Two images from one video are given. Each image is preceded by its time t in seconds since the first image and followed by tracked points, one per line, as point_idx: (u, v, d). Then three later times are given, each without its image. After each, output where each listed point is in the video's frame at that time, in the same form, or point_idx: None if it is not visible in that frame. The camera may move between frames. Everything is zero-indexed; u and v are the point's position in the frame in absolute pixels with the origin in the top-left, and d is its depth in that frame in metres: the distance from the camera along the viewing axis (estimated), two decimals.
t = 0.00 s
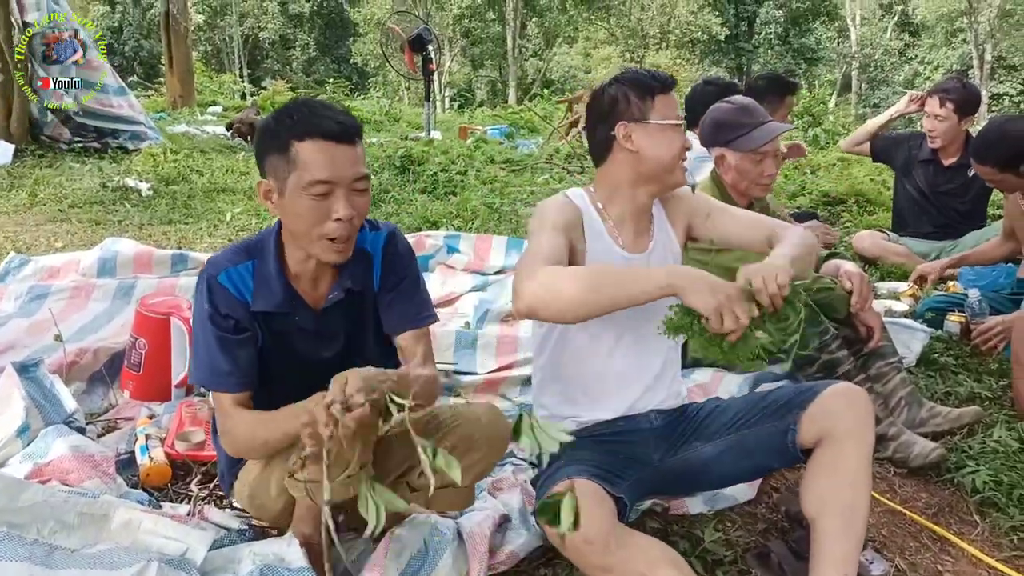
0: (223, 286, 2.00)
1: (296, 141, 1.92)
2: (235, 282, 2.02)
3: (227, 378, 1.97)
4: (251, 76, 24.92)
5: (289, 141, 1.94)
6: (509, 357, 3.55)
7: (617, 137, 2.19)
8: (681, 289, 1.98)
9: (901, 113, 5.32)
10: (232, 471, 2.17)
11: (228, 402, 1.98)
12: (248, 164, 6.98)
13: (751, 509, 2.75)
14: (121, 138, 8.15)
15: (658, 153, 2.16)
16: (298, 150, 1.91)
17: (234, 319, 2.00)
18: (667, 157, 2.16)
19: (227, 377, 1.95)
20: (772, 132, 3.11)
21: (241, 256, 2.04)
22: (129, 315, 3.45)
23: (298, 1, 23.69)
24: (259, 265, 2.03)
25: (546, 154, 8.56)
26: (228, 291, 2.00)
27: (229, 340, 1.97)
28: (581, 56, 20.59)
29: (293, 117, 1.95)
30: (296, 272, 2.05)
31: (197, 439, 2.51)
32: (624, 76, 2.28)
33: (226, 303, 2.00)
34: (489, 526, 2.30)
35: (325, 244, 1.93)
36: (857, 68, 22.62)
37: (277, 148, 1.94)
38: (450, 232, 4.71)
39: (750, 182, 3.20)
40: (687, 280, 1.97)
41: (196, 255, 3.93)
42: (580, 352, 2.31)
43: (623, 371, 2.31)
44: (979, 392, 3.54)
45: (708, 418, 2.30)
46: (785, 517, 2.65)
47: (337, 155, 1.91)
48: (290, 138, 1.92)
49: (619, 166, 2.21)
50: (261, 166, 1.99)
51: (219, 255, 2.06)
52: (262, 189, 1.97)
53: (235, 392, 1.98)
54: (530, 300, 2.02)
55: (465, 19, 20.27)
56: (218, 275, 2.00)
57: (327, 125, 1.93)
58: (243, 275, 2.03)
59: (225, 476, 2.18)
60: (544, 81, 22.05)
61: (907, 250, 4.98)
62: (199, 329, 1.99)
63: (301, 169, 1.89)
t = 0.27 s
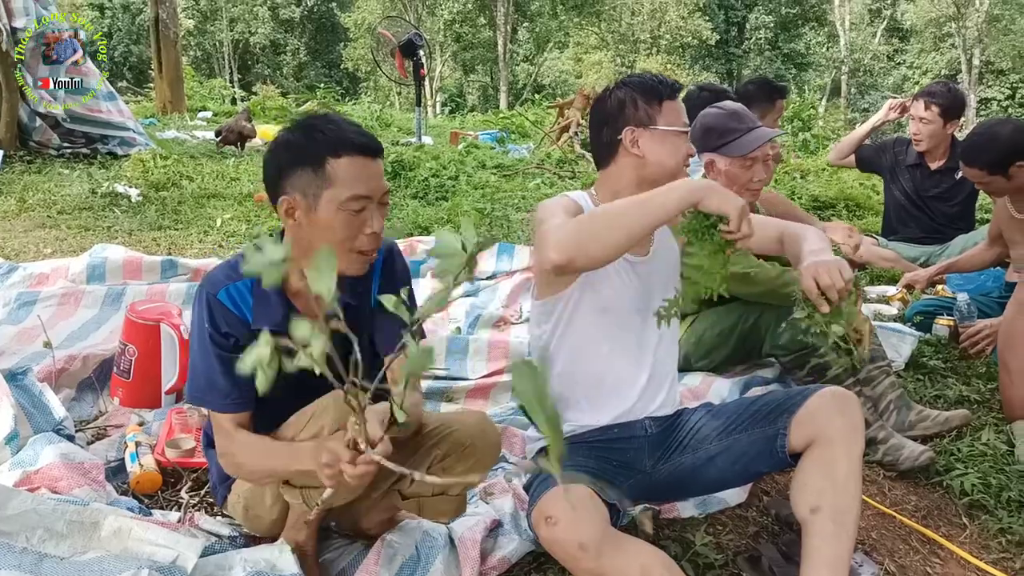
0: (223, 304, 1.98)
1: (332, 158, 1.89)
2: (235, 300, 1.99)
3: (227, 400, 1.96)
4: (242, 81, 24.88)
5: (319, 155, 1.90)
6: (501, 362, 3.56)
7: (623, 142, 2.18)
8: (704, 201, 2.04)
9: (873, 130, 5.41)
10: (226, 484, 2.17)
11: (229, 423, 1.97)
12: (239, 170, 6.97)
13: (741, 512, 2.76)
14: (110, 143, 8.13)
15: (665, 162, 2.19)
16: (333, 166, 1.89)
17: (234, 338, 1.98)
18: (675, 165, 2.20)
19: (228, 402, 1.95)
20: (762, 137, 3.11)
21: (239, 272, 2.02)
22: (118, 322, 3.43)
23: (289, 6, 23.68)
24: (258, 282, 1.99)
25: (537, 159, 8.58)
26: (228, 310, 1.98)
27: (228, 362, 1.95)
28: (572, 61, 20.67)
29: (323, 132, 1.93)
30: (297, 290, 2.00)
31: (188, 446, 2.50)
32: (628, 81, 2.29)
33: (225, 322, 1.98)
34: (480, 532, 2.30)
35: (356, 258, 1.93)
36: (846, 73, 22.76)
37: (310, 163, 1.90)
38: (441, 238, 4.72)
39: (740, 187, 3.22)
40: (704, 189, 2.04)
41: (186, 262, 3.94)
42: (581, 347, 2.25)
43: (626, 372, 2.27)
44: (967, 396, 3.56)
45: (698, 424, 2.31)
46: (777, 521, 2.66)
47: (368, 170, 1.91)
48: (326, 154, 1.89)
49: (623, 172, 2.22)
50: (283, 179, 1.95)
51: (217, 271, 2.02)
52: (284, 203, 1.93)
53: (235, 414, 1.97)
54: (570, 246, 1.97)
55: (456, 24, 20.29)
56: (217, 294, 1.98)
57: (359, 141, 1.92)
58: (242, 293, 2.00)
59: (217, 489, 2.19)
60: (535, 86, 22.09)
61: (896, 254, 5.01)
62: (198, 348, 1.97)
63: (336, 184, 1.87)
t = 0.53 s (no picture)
0: (218, 296, 1.96)
1: (336, 184, 1.84)
2: (228, 291, 1.98)
3: (218, 393, 1.93)
4: (229, 85, 24.81)
5: (325, 177, 1.85)
6: (489, 367, 3.57)
7: (622, 148, 2.19)
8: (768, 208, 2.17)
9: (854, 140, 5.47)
10: (206, 478, 2.15)
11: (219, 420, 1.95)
12: (226, 174, 6.95)
13: (728, 514, 2.78)
14: (97, 148, 8.09)
15: (664, 175, 2.20)
16: (335, 193, 1.84)
17: (226, 331, 1.96)
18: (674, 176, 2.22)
19: (220, 394, 1.93)
20: (746, 143, 3.14)
21: (233, 263, 2.00)
22: (105, 328, 3.42)
23: (276, 11, 23.63)
24: (254, 275, 1.99)
25: (525, 163, 8.60)
26: (222, 300, 1.96)
27: (220, 355, 1.94)
28: (560, 65, 20.75)
29: (331, 154, 1.87)
30: (291, 287, 2.02)
31: (175, 452, 2.49)
32: (630, 87, 2.30)
33: (219, 314, 1.96)
34: (467, 537, 2.31)
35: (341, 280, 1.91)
36: (833, 78, 22.93)
37: (312, 182, 1.86)
38: (430, 243, 4.73)
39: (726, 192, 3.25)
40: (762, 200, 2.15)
41: (173, 267, 3.93)
42: (582, 347, 2.28)
43: (620, 377, 2.30)
44: (951, 398, 3.60)
45: (686, 428, 2.32)
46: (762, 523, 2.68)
47: (373, 206, 1.85)
48: (330, 179, 1.84)
49: (620, 177, 2.23)
50: (285, 190, 1.91)
51: (209, 261, 2.00)
52: (282, 213, 1.90)
53: (225, 407, 1.95)
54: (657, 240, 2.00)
55: (445, 28, 20.31)
56: (212, 284, 1.95)
57: (368, 170, 1.86)
58: (235, 284, 1.99)
59: (199, 484, 2.16)
60: (524, 90, 22.15)
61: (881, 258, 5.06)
62: (189, 339, 1.94)
63: (333, 212, 1.83)
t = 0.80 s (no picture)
0: (202, 326, 1.92)
1: (339, 201, 1.84)
2: (213, 320, 1.94)
3: (207, 421, 1.94)
4: (214, 88, 24.68)
5: (321, 193, 1.84)
6: (476, 369, 3.58)
7: (600, 156, 2.23)
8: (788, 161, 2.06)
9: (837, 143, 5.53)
10: (194, 487, 2.12)
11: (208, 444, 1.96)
12: (211, 177, 6.92)
13: (714, 514, 2.80)
14: (80, 151, 8.03)
15: (650, 181, 2.21)
16: (338, 209, 1.84)
17: (211, 359, 1.94)
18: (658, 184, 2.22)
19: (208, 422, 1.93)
20: (730, 147, 3.17)
21: (216, 289, 1.96)
22: (89, 331, 3.40)
23: (262, 13, 23.60)
24: (240, 297, 1.96)
25: (512, 166, 8.62)
26: (206, 331, 1.93)
27: (206, 388, 1.93)
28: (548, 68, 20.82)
29: (322, 165, 1.88)
30: (277, 305, 2.00)
31: (160, 456, 2.48)
32: (609, 91, 2.31)
33: (204, 342, 1.93)
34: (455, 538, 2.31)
35: (344, 290, 1.93)
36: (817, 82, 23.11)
37: (309, 199, 1.84)
38: (416, 245, 4.74)
39: (711, 194, 3.27)
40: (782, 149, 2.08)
41: (158, 270, 3.91)
42: (573, 349, 2.29)
43: (607, 387, 2.30)
44: (934, 399, 3.64)
45: (674, 430, 2.35)
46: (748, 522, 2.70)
47: (372, 217, 1.88)
48: (331, 195, 1.84)
49: (606, 185, 2.25)
50: (277, 210, 1.89)
51: (189, 290, 1.95)
52: (278, 236, 1.87)
53: (215, 435, 1.95)
54: (709, 252, 1.97)
55: (431, 31, 20.29)
56: (194, 315, 1.91)
57: (363, 183, 1.87)
58: (219, 312, 1.95)
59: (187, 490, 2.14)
60: (511, 94, 22.19)
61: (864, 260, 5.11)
62: (175, 368, 1.93)
63: (338, 229, 1.84)
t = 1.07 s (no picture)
0: (191, 339, 1.91)
1: (334, 202, 1.86)
2: (202, 332, 1.93)
3: (190, 437, 1.93)
4: (202, 87, 24.59)
5: (314, 197, 1.86)
6: (463, 369, 3.58)
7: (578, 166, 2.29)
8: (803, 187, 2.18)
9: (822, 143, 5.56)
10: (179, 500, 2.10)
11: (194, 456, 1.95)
12: (198, 177, 6.90)
13: (700, 513, 2.81)
14: (66, 150, 7.99)
15: (632, 181, 2.21)
16: (333, 210, 1.86)
17: (199, 372, 1.94)
18: (642, 185, 2.22)
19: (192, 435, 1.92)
20: (714, 146, 3.17)
21: (206, 301, 1.95)
22: (74, 332, 3.39)
23: (250, 13, 23.54)
24: (230, 310, 1.96)
25: (501, 166, 8.63)
26: (194, 343, 1.92)
27: (194, 400, 1.93)
28: (537, 69, 20.88)
29: (309, 165, 1.89)
30: (266, 316, 2.01)
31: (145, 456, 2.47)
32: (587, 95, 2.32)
33: (193, 355, 1.92)
34: (441, 537, 2.31)
35: (340, 290, 1.95)
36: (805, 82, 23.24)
37: (303, 204, 1.85)
38: (404, 245, 4.74)
39: (697, 194, 3.29)
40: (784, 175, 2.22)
41: (144, 270, 3.90)
42: (568, 351, 2.30)
43: (601, 389, 2.30)
44: (918, 397, 3.67)
45: (661, 430, 2.36)
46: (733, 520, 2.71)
47: (363, 216, 1.90)
48: (326, 196, 1.85)
49: (595, 192, 2.30)
50: (270, 217, 1.88)
51: (178, 301, 1.94)
52: (273, 242, 1.87)
53: (199, 450, 1.95)
54: (734, 261, 2.07)
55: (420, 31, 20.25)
56: (184, 326, 1.90)
57: (352, 182, 1.90)
58: (208, 323, 1.95)
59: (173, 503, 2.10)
60: (500, 93, 22.20)
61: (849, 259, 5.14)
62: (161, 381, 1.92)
63: (333, 230, 1.86)
